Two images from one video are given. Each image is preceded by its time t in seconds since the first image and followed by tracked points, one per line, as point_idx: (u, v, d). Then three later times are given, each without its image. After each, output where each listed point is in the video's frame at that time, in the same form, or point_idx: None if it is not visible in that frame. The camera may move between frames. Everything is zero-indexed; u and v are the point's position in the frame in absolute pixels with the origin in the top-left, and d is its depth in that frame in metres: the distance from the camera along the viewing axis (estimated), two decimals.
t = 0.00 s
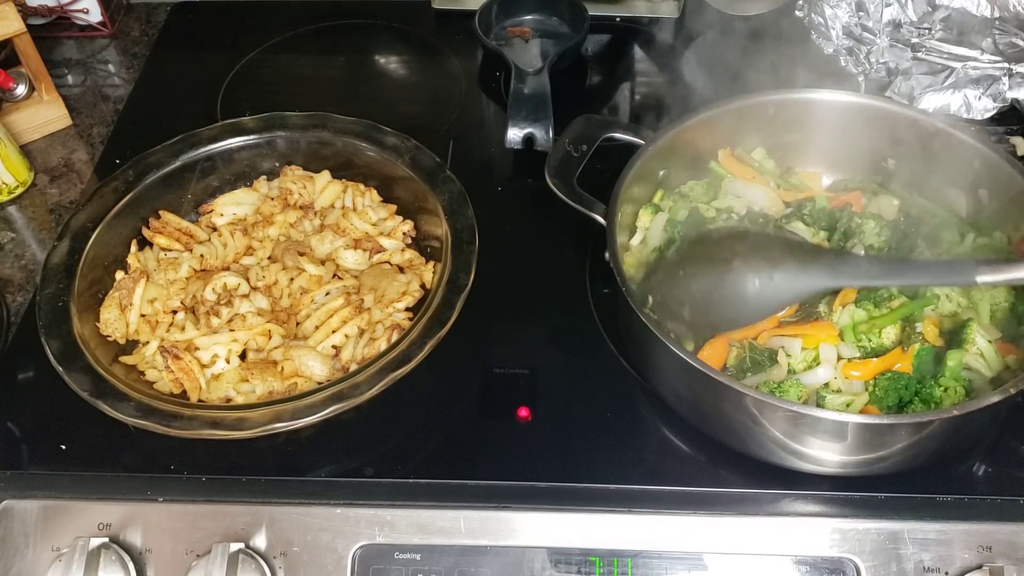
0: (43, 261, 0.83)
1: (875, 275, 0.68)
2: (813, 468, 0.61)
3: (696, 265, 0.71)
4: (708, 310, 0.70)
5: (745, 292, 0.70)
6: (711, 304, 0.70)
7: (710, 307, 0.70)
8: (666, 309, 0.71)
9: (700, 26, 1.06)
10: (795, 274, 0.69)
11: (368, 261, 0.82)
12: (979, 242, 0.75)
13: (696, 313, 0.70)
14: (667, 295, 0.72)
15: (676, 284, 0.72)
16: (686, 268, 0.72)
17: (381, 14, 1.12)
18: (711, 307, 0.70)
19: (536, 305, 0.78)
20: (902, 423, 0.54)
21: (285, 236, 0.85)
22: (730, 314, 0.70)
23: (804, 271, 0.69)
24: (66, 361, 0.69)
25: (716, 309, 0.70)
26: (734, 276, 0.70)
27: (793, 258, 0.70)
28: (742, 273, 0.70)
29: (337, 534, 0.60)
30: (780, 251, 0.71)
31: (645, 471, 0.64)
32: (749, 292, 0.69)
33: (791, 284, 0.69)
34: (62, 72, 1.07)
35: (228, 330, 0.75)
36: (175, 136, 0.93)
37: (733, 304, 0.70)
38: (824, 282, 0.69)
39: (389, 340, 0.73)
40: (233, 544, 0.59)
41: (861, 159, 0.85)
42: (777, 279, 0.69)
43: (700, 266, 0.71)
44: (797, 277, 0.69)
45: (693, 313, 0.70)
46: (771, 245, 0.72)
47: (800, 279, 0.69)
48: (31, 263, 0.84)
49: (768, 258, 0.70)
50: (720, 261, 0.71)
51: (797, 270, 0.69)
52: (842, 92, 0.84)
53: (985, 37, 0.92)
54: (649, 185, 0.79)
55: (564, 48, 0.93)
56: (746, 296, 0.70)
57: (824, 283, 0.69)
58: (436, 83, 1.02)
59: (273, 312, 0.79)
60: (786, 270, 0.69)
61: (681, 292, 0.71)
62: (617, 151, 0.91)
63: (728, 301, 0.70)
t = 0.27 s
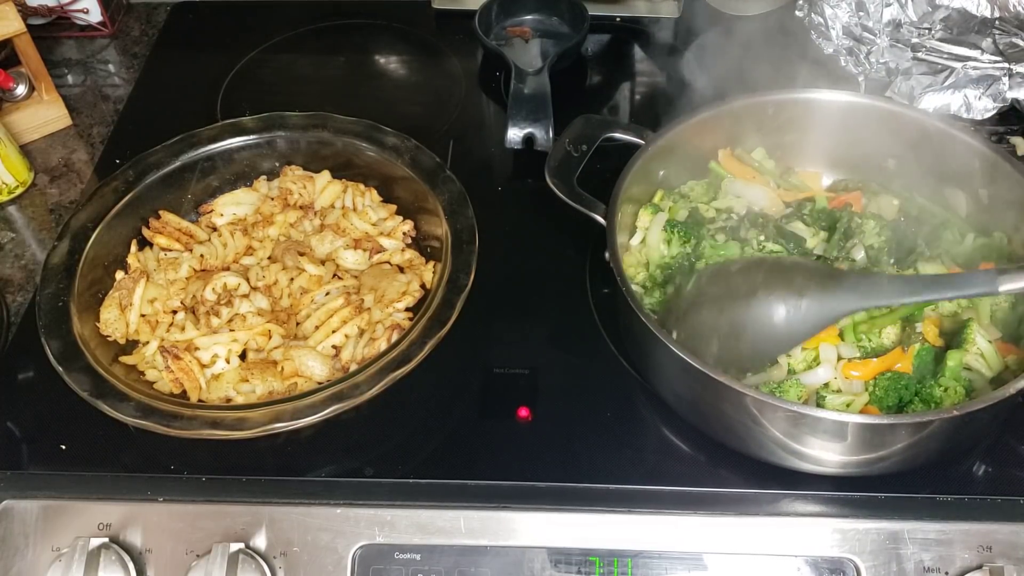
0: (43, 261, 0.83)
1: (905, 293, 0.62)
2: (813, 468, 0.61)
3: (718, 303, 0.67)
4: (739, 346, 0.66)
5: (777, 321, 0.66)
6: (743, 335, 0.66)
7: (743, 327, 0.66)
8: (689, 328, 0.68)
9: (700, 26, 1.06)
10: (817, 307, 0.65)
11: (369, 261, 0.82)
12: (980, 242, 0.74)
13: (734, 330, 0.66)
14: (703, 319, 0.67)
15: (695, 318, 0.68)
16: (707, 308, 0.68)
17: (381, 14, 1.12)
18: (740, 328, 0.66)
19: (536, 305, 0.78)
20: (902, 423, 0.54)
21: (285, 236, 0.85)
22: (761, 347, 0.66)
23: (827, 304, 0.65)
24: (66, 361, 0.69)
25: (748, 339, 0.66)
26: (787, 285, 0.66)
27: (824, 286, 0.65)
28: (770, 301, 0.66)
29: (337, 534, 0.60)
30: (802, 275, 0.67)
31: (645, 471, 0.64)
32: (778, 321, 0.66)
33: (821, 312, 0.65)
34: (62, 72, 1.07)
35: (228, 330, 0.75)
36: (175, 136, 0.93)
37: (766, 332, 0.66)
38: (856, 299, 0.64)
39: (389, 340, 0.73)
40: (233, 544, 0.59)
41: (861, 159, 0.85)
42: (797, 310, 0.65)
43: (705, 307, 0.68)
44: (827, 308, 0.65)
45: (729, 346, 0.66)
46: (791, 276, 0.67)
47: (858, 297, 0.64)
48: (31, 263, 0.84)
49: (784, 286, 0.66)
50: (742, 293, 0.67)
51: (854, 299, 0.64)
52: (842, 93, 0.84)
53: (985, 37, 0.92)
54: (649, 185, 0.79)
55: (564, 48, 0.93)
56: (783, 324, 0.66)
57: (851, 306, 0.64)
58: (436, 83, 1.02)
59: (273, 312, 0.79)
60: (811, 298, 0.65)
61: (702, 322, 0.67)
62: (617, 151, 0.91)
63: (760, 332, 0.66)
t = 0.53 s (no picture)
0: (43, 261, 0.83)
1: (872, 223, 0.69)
2: (813, 468, 0.61)
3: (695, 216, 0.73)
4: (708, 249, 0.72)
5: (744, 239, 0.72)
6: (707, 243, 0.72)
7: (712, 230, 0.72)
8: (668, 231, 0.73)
9: (700, 26, 1.06)
10: (779, 216, 0.71)
11: (369, 261, 0.82)
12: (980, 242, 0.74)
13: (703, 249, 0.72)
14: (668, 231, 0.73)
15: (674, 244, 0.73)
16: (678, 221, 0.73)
17: (381, 14, 1.12)
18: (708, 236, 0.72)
19: (536, 305, 0.78)
20: (902, 423, 0.54)
21: (285, 236, 0.85)
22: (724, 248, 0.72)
23: (799, 217, 0.71)
24: (66, 361, 0.69)
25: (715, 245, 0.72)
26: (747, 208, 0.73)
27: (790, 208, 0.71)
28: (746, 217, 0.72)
29: (337, 534, 0.60)
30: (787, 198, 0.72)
31: (646, 471, 0.64)
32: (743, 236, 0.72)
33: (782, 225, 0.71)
34: (62, 72, 1.07)
35: (228, 330, 0.75)
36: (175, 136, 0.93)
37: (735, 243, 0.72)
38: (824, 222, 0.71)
39: (389, 339, 0.73)
40: (233, 544, 0.59)
41: (861, 159, 0.85)
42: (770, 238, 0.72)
43: (682, 213, 0.74)
44: (793, 221, 0.71)
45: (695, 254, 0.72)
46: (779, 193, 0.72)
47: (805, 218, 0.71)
48: (31, 263, 0.84)
49: (761, 201, 0.72)
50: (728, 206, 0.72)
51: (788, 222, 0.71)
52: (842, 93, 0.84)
53: (985, 38, 0.92)
54: (649, 185, 0.79)
55: (564, 48, 0.93)
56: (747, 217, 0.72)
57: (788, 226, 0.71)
58: (436, 83, 1.02)
59: (273, 312, 0.79)
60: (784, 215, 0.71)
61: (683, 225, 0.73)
62: (617, 151, 0.91)
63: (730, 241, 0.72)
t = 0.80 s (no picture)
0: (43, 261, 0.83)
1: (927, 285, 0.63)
2: (813, 467, 0.61)
3: (734, 317, 0.68)
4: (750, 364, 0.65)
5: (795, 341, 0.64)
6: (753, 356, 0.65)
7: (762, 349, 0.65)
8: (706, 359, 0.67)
9: (700, 26, 1.06)
10: (822, 319, 0.64)
11: (368, 261, 0.82)
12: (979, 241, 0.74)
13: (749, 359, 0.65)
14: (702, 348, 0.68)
15: (709, 335, 0.68)
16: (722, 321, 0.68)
17: (381, 14, 1.12)
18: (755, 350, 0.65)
19: (536, 305, 0.78)
20: (902, 423, 0.54)
21: (285, 236, 0.85)
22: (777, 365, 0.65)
23: (832, 314, 0.64)
24: (66, 361, 0.69)
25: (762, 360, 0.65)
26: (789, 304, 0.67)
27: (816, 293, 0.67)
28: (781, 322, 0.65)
29: (338, 534, 0.60)
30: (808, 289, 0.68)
31: (646, 471, 0.64)
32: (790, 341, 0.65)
33: (829, 329, 0.64)
34: (62, 72, 1.07)
35: (228, 330, 0.75)
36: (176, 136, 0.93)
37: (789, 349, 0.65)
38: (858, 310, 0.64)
39: (389, 340, 0.73)
40: (233, 544, 0.59)
41: (861, 159, 0.85)
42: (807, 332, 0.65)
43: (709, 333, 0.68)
44: (836, 321, 0.64)
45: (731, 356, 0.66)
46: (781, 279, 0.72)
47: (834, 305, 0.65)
48: (31, 263, 0.84)
49: (778, 302, 0.68)
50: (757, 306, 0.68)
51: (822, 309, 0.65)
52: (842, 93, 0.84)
53: (985, 37, 0.92)
54: (648, 185, 0.79)
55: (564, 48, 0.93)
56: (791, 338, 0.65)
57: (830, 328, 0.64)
58: (436, 83, 1.02)
59: (273, 312, 0.79)
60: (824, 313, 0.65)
61: (713, 344, 0.67)
62: (617, 151, 0.91)
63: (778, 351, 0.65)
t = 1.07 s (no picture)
0: (43, 261, 0.83)
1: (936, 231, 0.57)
2: (813, 467, 0.61)
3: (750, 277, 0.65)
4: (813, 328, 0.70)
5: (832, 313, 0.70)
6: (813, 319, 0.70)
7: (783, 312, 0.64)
8: (734, 323, 0.67)
9: (700, 26, 1.06)
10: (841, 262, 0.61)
11: (368, 261, 0.82)
12: (979, 241, 0.73)
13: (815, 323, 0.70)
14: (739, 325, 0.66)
15: (731, 299, 0.66)
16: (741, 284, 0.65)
17: (381, 14, 1.12)
18: (784, 313, 0.64)
19: (536, 305, 0.78)
20: (902, 423, 0.54)
21: (285, 236, 0.85)
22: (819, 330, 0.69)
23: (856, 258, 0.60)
24: (66, 361, 0.69)
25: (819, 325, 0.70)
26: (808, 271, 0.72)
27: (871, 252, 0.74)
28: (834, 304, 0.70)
29: (337, 534, 0.60)
30: (845, 236, 0.62)
31: (645, 471, 0.64)
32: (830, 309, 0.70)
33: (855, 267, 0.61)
34: (62, 72, 1.07)
35: (228, 330, 0.75)
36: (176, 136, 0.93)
37: (800, 299, 0.63)
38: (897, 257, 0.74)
39: (389, 340, 0.73)
40: (233, 544, 0.59)
41: (861, 158, 0.85)
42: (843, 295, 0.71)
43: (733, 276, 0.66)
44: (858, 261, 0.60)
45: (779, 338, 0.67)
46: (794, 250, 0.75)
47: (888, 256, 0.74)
48: (31, 263, 0.84)
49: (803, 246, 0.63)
50: (770, 268, 0.64)
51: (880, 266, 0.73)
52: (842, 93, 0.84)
53: (985, 37, 0.92)
54: (648, 186, 0.79)
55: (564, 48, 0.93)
56: (813, 299, 0.63)
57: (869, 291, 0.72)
58: (436, 83, 1.02)
59: (273, 312, 0.79)
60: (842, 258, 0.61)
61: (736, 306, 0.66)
62: (617, 151, 0.91)
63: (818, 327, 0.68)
